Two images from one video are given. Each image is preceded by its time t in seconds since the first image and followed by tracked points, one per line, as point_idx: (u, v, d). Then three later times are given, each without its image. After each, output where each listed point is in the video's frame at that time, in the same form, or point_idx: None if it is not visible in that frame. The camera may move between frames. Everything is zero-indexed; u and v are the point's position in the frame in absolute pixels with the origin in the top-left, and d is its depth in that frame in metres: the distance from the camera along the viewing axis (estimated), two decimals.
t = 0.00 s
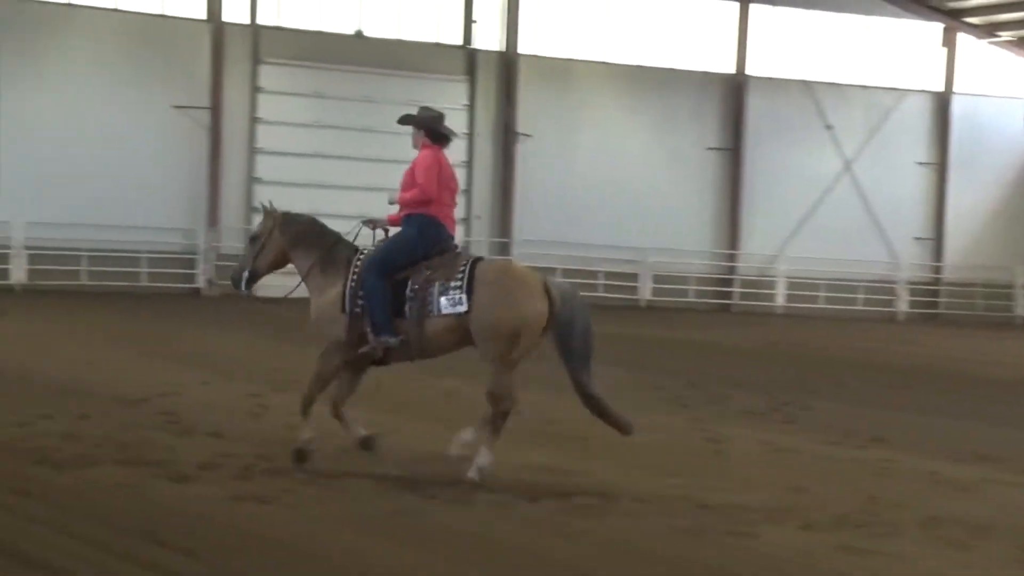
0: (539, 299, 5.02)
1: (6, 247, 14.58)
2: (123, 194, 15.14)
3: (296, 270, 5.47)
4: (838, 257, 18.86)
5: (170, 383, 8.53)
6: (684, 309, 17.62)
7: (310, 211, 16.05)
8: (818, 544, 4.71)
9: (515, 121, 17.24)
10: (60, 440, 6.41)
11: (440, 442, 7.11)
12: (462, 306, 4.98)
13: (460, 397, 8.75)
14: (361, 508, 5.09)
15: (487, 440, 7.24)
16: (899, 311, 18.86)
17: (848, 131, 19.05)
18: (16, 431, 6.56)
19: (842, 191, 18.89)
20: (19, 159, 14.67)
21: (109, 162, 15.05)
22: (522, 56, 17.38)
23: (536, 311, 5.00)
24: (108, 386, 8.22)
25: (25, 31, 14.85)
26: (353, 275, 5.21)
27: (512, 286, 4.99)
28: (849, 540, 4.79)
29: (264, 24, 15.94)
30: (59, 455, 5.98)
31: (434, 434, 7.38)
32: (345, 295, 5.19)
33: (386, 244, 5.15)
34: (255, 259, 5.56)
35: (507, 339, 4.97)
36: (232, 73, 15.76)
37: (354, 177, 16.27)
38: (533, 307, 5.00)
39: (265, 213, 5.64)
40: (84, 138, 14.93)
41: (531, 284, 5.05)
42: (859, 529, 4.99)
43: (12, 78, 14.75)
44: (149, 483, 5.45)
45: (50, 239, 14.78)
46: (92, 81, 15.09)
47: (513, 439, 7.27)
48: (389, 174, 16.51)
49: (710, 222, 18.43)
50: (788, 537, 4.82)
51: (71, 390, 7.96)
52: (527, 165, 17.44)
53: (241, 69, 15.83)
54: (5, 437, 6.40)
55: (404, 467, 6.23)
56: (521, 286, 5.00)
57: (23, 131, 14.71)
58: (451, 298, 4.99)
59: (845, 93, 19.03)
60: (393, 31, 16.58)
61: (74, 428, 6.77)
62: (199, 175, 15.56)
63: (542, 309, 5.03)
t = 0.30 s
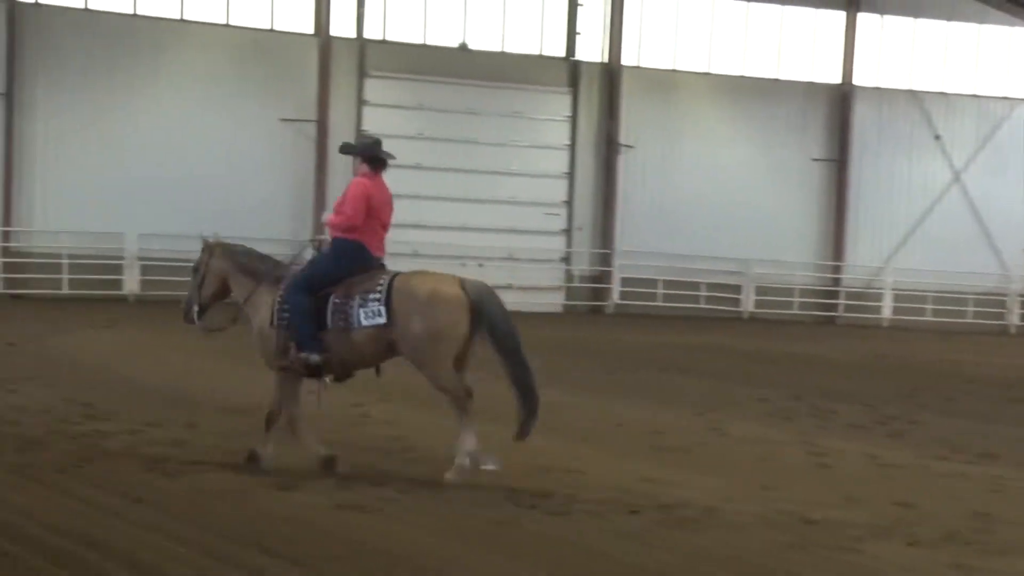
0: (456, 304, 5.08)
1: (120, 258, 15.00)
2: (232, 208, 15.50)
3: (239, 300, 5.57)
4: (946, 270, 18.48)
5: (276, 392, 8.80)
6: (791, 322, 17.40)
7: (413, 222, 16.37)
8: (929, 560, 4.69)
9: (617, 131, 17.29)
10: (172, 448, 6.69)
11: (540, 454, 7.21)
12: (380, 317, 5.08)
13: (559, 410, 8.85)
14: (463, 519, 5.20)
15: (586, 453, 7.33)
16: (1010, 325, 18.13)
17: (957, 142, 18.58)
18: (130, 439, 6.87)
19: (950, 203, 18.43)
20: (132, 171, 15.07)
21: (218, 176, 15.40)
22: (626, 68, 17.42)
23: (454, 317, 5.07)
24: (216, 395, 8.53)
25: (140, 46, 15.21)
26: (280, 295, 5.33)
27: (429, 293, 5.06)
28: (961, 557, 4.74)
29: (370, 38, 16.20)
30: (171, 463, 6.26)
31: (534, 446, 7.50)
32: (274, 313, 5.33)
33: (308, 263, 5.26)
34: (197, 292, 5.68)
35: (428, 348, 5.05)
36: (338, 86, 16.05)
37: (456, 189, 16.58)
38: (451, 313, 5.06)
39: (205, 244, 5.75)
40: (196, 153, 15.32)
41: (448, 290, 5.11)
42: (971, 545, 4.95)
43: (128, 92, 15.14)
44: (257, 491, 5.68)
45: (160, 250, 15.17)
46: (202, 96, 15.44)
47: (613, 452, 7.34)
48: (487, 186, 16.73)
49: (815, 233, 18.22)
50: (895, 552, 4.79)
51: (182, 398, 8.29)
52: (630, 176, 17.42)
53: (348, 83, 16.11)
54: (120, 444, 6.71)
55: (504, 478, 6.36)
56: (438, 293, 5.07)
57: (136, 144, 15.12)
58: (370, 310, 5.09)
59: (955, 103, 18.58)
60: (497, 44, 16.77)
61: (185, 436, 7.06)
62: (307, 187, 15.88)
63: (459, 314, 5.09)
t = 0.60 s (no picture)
0: (391, 311, 5.34)
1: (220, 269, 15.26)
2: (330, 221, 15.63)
3: (208, 275, 6.01)
4: None
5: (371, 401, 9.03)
6: (892, 335, 17.14)
7: (507, 233, 16.48)
8: None
9: (713, 141, 17.22)
10: (272, 456, 6.95)
11: (631, 465, 7.30)
12: (317, 316, 5.35)
13: (651, 421, 8.92)
14: (556, 529, 5.31)
15: (677, 464, 7.39)
16: None
17: None
18: (231, 447, 7.14)
19: None
20: (233, 184, 15.22)
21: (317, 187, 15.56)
22: (722, 77, 17.33)
23: (387, 324, 5.32)
24: (314, 404, 8.79)
25: (241, 59, 15.33)
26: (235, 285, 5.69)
27: (365, 299, 5.32)
28: None
29: (466, 49, 16.29)
30: (270, 470, 6.51)
31: (625, 457, 7.59)
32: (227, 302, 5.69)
33: (260, 252, 5.56)
34: (173, 265, 6.12)
35: (358, 349, 5.31)
36: (435, 98, 16.18)
37: (551, 200, 16.68)
38: (383, 320, 5.32)
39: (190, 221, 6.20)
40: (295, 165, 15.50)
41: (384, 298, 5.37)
42: None
43: (230, 105, 15.26)
44: (353, 500, 5.88)
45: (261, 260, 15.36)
46: (302, 108, 15.61)
47: (705, 464, 7.38)
48: (581, 198, 16.79)
49: (915, 246, 17.87)
50: (996, 568, 4.77)
51: (281, 407, 8.56)
52: (725, 186, 17.30)
53: (445, 95, 16.22)
54: (222, 452, 6.98)
55: (595, 489, 6.47)
56: (373, 299, 5.32)
57: (238, 156, 15.25)
58: (308, 309, 5.37)
59: None
60: (591, 54, 16.82)
61: (284, 445, 7.31)
62: (403, 199, 16.07)
63: (393, 321, 5.35)
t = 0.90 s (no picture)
0: (335, 302, 5.53)
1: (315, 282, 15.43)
2: (422, 237, 15.77)
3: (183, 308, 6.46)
4: None
5: (463, 415, 9.19)
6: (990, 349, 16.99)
7: (599, 246, 16.52)
8: None
9: (807, 154, 17.04)
10: (365, 468, 7.14)
11: (723, 480, 7.32)
12: (273, 315, 5.59)
13: (744, 436, 8.90)
14: (648, 542, 5.42)
15: (770, 480, 7.38)
16: None
17: None
18: (326, 459, 7.36)
19: None
20: (330, 199, 15.43)
21: (410, 200, 15.71)
22: (815, 89, 17.14)
23: (333, 315, 5.51)
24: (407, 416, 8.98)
25: (336, 74, 15.49)
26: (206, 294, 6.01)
27: (310, 293, 5.53)
28: None
29: (558, 63, 16.34)
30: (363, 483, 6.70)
31: (717, 471, 7.62)
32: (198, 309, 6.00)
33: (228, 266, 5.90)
34: (156, 301, 6.63)
35: (310, 344, 5.51)
36: (528, 112, 16.29)
37: (643, 213, 16.69)
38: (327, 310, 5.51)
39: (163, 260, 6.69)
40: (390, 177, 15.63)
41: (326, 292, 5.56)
42: None
43: (325, 120, 15.45)
44: (445, 512, 6.03)
45: (358, 273, 15.53)
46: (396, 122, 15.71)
47: (799, 479, 7.36)
48: (672, 211, 16.77)
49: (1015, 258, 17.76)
50: None
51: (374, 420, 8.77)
52: (819, 200, 17.12)
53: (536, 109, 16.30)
54: (316, 464, 7.20)
55: (687, 504, 6.52)
56: (323, 295, 5.53)
57: (333, 170, 15.44)
58: (265, 308, 5.63)
59: None
60: (684, 66, 16.75)
61: (377, 456, 7.50)
62: (496, 211, 16.13)
63: (338, 312, 5.54)
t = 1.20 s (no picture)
0: (317, 328, 5.86)
1: (414, 300, 15.59)
2: (521, 257, 15.87)
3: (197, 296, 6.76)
4: None
5: (560, 433, 9.23)
6: None
7: (697, 264, 16.45)
8: None
9: (910, 172, 16.71)
10: (464, 485, 7.24)
11: (826, 501, 7.23)
12: (257, 332, 5.96)
13: (848, 457, 8.77)
14: (746, 563, 5.43)
15: (875, 502, 7.26)
16: None
17: None
18: (425, 476, 7.48)
19: None
20: (431, 220, 15.62)
21: (508, 219, 15.82)
22: (920, 106, 16.84)
23: (312, 339, 5.83)
24: (504, 434, 9.05)
25: (436, 95, 15.68)
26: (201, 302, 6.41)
27: (294, 316, 5.86)
28: None
29: (657, 81, 16.30)
30: (462, 500, 6.80)
31: (819, 492, 7.52)
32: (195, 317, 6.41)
33: (222, 279, 6.27)
34: (178, 291, 6.97)
35: (289, 364, 5.85)
36: (627, 131, 16.27)
37: (742, 232, 16.55)
38: (308, 335, 5.85)
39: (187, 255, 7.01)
40: (489, 197, 15.78)
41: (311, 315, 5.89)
42: None
43: (426, 141, 15.65)
44: (544, 531, 6.09)
45: (458, 292, 15.66)
46: (494, 142, 15.85)
47: (903, 501, 7.26)
48: (771, 229, 16.60)
49: None
50: None
51: (472, 437, 8.87)
52: (923, 218, 16.77)
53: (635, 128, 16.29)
54: (416, 481, 7.33)
55: (789, 525, 6.46)
56: (303, 318, 5.86)
57: (433, 190, 15.64)
58: (250, 326, 5.99)
59: None
60: (785, 84, 16.61)
61: (475, 474, 7.59)
62: (594, 229, 16.12)
63: (320, 337, 5.87)
